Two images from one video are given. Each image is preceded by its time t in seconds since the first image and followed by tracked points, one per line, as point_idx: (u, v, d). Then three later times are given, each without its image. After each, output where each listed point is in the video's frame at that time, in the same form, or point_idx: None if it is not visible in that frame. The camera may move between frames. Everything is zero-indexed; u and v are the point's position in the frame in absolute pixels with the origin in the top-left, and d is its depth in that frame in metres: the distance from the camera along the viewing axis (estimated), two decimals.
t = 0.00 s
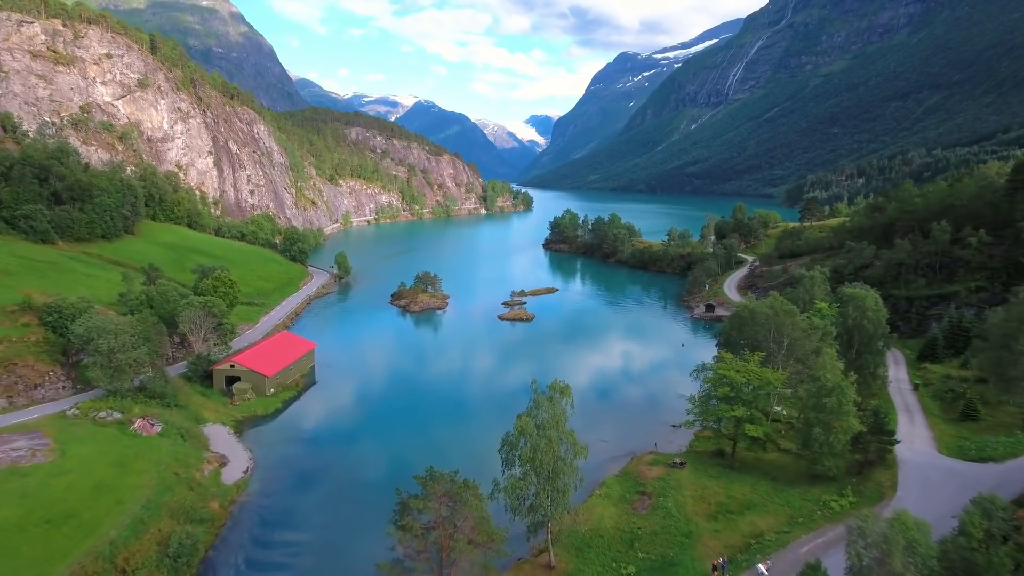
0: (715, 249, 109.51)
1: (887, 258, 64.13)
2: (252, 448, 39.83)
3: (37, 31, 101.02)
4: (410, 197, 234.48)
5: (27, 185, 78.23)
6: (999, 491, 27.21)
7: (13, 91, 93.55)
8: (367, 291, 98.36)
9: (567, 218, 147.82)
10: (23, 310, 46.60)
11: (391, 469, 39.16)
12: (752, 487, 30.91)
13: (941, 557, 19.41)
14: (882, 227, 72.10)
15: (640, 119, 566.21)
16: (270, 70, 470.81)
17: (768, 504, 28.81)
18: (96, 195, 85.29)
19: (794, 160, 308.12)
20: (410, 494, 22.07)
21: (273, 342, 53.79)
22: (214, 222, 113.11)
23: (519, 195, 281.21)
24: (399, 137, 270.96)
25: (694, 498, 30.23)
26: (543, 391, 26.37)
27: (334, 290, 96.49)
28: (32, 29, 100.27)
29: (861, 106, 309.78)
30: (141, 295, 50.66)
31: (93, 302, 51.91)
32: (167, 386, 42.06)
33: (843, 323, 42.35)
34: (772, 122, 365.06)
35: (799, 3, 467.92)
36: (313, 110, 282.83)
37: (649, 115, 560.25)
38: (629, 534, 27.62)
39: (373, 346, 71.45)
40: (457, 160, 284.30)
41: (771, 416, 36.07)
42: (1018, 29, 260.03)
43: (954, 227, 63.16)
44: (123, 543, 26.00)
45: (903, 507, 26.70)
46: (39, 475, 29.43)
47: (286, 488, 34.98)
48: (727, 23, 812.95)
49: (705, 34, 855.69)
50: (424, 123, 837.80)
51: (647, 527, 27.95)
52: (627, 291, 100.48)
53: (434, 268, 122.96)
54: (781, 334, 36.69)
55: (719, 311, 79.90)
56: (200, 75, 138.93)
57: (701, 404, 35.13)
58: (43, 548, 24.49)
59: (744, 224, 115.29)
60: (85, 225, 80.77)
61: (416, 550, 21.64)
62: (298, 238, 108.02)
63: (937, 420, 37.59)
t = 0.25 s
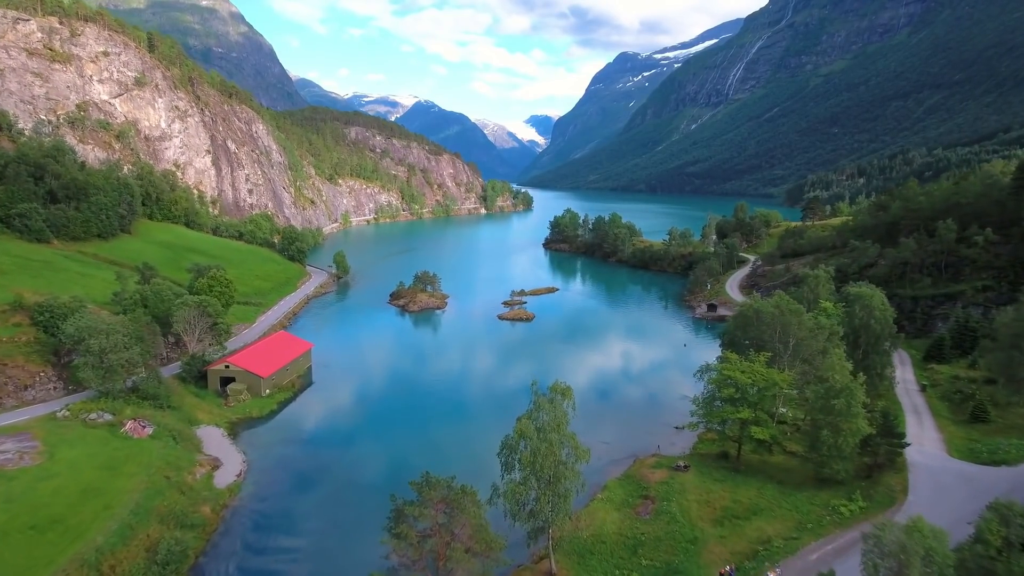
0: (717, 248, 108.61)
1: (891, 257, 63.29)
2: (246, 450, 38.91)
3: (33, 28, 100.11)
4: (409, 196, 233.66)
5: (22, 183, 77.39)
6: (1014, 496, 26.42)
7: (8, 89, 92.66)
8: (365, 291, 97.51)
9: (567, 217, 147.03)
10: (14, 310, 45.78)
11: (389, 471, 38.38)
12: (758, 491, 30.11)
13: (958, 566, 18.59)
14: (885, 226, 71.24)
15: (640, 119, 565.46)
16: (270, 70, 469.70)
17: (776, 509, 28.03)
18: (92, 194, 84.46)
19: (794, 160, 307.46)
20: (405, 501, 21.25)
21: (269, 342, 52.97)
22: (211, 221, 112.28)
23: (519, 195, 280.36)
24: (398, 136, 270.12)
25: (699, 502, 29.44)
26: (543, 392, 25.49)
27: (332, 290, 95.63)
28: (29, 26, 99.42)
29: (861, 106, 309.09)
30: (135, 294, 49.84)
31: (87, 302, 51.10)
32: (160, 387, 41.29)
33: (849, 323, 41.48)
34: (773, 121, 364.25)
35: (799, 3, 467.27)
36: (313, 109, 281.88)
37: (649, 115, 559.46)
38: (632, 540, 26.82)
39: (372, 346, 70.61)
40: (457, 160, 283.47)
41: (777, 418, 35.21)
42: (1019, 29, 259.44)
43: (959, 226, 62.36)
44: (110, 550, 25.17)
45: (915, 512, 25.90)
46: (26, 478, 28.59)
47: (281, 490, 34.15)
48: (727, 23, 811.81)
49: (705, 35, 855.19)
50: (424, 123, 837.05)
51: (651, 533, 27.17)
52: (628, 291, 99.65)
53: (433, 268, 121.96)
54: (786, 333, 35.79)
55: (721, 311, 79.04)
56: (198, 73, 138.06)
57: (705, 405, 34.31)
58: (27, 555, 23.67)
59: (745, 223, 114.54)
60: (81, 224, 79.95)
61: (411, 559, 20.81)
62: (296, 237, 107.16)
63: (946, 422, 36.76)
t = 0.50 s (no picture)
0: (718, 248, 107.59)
1: (896, 256, 62.34)
2: (239, 453, 37.97)
3: (28, 25, 99.11)
4: (409, 196, 232.76)
5: (16, 181, 76.48)
6: None
7: (3, 87, 91.74)
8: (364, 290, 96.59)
9: (568, 216, 146.14)
10: (4, 309, 44.84)
11: (388, 472, 37.60)
12: (766, 496, 29.19)
13: None
14: (890, 224, 70.34)
15: (640, 119, 564.51)
16: (270, 70, 468.94)
17: (784, 514, 27.12)
18: (87, 192, 83.49)
19: (794, 160, 306.56)
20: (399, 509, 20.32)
21: (264, 342, 52.01)
22: (209, 220, 111.35)
23: (519, 195, 279.36)
24: (398, 136, 269.09)
25: (704, 508, 28.51)
26: (544, 394, 24.55)
27: (330, 290, 94.71)
28: (24, 23, 98.45)
29: (861, 105, 308.17)
30: (128, 293, 48.91)
31: (78, 301, 50.15)
32: (151, 388, 40.31)
33: (856, 323, 40.60)
34: (773, 121, 363.27)
35: (799, 3, 466.54)
36: (312, 108, 280.93)
37: (649, 115, 558.52)
38: (636, 547, 25.91)
39: (371, 346, 69.73)
40: (457, 159, 282.53)
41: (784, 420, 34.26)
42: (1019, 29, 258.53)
43: (966, 224, 61.43)
44: (94, 558, 24.22)
45: (929, 519, 25.01)
46: (10, 483, 27.66)
47: (278, 493, 33.39)
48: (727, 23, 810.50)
49: (705, 35, 854.34)
50: (424, 123, 836.20)
51: (656, 539, 26.24)
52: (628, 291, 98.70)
53: (432, 268, 120.70)
54: (794, 333, 34.80)
55: (723, 311, 78.10)
56: (196, 72, 137.12)
57: (710, 407, 33.38)
58: (6, 564, 22.71)
59: (747, 222, 113.62)
60: (75, 222, 79.00)
61: (406, 570, 19.89)
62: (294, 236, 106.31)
63: (957, 424, 35.83)
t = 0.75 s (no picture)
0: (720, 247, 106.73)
1: (901, 255, 61.51)
2: (234, 455, 37.23)
3: (25, 22, 98.30)
4: (409, 195, 231.97)
5: (11, 179, 75.66)
6: None
7: None
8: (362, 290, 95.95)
9: (568, 216, 145.36)
10: None
11: (388, 474, 37.11)
12: (773, 501, 28.38)
13: None
14: (895, 222, 69.53)
15: (640, 119, 563.58)
16: (271, 70, 468.21)
17: (793, 520, 26.33)
18: (83, 191, 82.65)
19: (794, 160, 305.77)
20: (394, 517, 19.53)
21: (260, 342, 51.17)
22: (207, 219, 110.52)
23: (519, 194, 278.52)
24: (397, 135, 268.24)
25: (710, 513, 27.71)
26: (544, 396, 23.75)
27: (328, 289, 93.97)
28: (19, 20, 97.60)
29: (862, 105, 307.31)
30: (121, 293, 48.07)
31: (71, 300, 49.28)
32: (144, 389, 39.51)
33: (863, 322, 39.78)
34: (773, 121, 362.31)
35: (799, 3, 465.76)
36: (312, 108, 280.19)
37: (649, 115, 557.59)
38: (640, 554, 25.09)
39: (370, 345, 69.15)
40: (457, 159, 281.75)
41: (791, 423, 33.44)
42: (1020, 28, 257.63)
43: (972, 223, 60.59)
44: (78, 566, 23.42)
45: (942, 525, 24.21)
46: None
47: (276, 496, 32.90)
48: (727, 23, 809.20)
49: (705, 35, 853.57)
50: (425, 123, 835.51)
51: (660, 546, 25.42)
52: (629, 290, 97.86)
53: (431, 268, 119.64)
54: (800, 333, 33.91)
55: (726, 310, 77.27)
56: (194, 70, 136.27)
57: (714, 408, 32.56)
58: None
59: (749, 221, 112.76)
60: (71, 221, 78.17)
61: None
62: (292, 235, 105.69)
63: (967, 426, 34.97)
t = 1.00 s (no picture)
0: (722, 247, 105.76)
1: (906, 254, 60.57)
2: (226, 458, 36.34)
3: (20, 20, 97.45)
4: (408, 195, 231.03)
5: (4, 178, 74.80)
6: None
7: None
8: (361, 289, 95.29)
9: (568, 215, 144.48)
10: None
11: (388, 475, 36.50)
12: (781, 506, 27.46)
13: None
14: (900, 221, 68.55)
15: (640, 119, 562.54)
16: (270, 70, 467.16)
17: (802, 527, 25.42)
18: (78, 189, 81.73)
19: (795, 160, 304.93)
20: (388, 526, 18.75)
21: (255, 342, 50.19)
22: (204, 218, 109.56)
23: (519, 194, 277.55)
24: (397, 135, 267.25)
25: (716, 519, 26.79)
26: (545, 399, 22.83)
27: (326, 288, 93.18)
28: (14, 17, 96.73)
29: (863, 105, 306.32)
30: (114, 292, 47.14)
31: (62, 300, 48.36)
32: (134, 390, 38.55)
33: (871, 322, 38.92)
34: (773, 121, 361.35)
35: (799, 3, 464.71)
36: (312, 107, 279.36)
37: (649, 115, 556.78)
38: (644, 563, 24.16)
39: (370, 344, 68.44)
40: (457, 158, 280.82)
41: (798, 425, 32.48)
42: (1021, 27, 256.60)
43: (979, 221, 59.62)
44: None
45: (960, 535, 23.23)
46: None
47: (273, 497, 32.28)
48: (727, 23, 808.05)
49: (705, 35, 852.46)
50: (424, 123, 834.42)
51: (665, 554, 24.50)
52: (630, 290, 96.94)
53: (431, 268, 118.47)
54: (808, 333, 32.88)
55: (728, 310, 76.25)
56: (191, 68, 135.35)
57: (720, 411, 31.63)
58: None
59: (751, 220, 111.84)
60: (65, 220, 77.24)
61: None
62: (290, 235, 105.10)
63: (979, 429, 34.00)
